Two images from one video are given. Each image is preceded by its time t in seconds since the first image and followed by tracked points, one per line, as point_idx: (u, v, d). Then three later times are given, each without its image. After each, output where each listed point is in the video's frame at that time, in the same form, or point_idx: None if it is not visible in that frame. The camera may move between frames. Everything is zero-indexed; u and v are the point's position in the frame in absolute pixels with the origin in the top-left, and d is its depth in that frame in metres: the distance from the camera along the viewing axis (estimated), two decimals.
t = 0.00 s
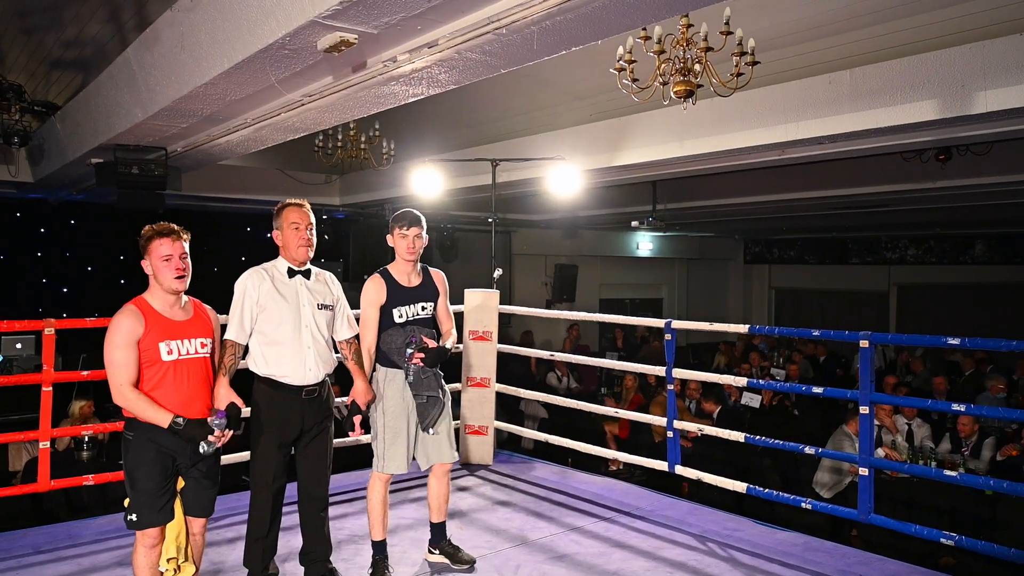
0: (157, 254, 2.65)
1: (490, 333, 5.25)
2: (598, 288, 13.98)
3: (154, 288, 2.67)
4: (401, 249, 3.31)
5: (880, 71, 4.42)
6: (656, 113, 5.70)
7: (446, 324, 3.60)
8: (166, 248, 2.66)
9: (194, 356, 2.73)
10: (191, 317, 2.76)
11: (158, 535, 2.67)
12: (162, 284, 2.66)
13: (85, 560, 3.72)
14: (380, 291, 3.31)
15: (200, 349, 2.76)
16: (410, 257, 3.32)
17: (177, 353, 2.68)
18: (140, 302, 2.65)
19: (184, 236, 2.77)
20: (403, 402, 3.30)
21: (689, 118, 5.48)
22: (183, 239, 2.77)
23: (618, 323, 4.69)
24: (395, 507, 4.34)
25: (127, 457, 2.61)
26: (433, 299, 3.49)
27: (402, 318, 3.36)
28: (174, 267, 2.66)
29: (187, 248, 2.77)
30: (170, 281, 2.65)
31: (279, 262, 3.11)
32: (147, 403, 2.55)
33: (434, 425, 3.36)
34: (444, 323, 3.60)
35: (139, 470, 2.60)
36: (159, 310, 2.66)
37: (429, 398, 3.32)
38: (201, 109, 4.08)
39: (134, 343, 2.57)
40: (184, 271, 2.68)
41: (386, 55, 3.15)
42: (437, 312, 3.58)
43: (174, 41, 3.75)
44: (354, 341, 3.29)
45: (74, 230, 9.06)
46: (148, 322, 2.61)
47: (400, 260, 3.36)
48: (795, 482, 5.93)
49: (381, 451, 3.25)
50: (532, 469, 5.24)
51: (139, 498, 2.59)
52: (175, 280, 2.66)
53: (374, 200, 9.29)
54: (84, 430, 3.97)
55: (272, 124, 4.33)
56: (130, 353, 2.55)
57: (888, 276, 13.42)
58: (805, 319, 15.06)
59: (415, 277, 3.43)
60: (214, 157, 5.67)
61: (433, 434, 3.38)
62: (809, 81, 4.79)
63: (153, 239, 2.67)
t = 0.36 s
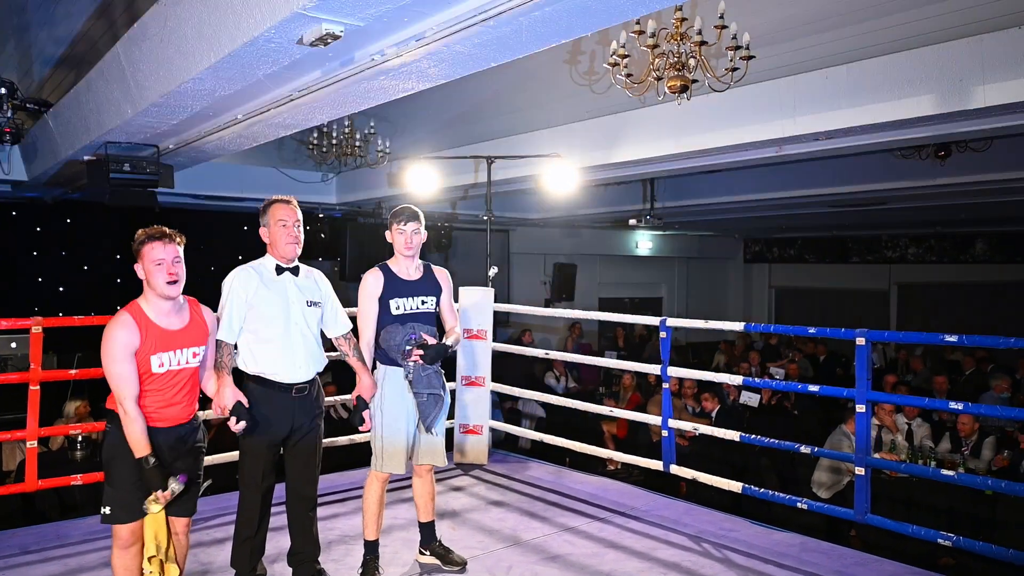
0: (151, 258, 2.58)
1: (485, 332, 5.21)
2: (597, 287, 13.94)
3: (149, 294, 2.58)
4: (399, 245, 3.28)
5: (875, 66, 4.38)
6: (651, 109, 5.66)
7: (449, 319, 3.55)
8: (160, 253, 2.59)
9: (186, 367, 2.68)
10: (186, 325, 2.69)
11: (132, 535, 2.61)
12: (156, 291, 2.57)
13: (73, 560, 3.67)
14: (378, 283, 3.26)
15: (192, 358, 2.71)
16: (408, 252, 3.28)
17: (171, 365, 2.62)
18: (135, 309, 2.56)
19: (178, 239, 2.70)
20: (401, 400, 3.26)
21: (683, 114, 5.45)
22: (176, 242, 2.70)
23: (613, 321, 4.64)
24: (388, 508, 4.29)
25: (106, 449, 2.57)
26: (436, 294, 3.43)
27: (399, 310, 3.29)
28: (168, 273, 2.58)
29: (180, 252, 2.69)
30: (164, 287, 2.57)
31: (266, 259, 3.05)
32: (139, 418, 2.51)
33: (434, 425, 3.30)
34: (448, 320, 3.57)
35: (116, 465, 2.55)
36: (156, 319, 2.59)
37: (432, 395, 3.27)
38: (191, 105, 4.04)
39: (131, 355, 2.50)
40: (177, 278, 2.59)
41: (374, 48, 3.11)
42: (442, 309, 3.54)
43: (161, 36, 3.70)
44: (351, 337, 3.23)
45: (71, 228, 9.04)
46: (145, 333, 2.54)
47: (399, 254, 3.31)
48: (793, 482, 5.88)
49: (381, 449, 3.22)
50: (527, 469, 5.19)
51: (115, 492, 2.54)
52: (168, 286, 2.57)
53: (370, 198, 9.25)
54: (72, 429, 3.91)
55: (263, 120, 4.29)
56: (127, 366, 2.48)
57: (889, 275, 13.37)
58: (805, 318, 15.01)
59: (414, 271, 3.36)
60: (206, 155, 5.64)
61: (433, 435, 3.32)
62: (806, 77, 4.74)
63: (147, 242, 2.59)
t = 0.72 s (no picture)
0: (140, 281, 2.50)
1: (481, 332, 5.18)
2: (598, 287, 13.91)
3: (136, 314, 2.51)
4: (399, 245, 3.24)
5: (873, 63, 4.34)
6: (648, 107, 5.64)
7: (446, 321, 3.48)
8: (149, 276, 2.50)
9: (174, 381, 2.63)
10: (174, 340, 2.63)
11: (119, 533, 2.58)
12: (144, 312, 2.50)
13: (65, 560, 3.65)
14: (373, 282, 3.24)
15: (180, 372, 2.66)
16: (408, 253, 3.24)
17: (158, 382, 2.57)
18: (121, 327, 2.50)
19: (169, 259, 2.60)
20: (396, 400, 3.22)
21: (680, 111, 5.42)
22: (168, 262, 2.61)
23: (610, 320, 4.60)
24: (383, 509, 4.26)
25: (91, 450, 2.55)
26: (435, 294, 3.37)
27: (394, 310, 3.26)
28: (155, 298, 2.50)
29: (172, 272, 2.61)
30: (151, 312, 2.50)
31: (259, 258, 3.02)
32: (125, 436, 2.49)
33: (428, 426, 3.25)
34: (445, 321, 3.50)
35: (101, 463, 2.54)
36: (142, 336, 2.53)
37: (425, 396, 3.22)
38: (184, 103, 4.02)
39: (116, 374, 2.45)
40: (166, 303, 2.51)
41: (365, 45, 3.09)
42: (440, 309, 3.47)
43: (154, 33, 3.68)
44: (339, 338, 3.20)
45: (71, 228, 9.02)
46: (130, 351, 2.49)
47: (397, 254, 3.27)
48: (793, 482, 5.84)
49: (374, 450, 3.20)
50: (524, 469, 5.16)
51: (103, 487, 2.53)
52: (155, 311, 2.50)
53: (369, 198, 9.24)
54: (66, 428, 3.87)
55: (257, 118, 4.27)
56: (111, 386, 2.44)
57: (891, 275, 13.32)
58: (806, 318, 14.97)
59: (412, 269, 3.33)
60: (203, 154, 5.62)
61: (427, 435, 3.28)
62: (805, 74, 4.70)
63: (137, 262, 2.51)
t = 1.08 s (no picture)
0: (163, 266, 2.55)
1: (510, 331, 5.15)
2: (628, 287, 13.81)
3: (159, 302, 2.55)
4: (429, 242, 3.23)
5: (912, 57, 4.22)
6: (678, 104, 5.57)
7: (470, 318, 3.47)
8: (171, 260, 2.55)
9: (200, 370, 2.65)
10: (198, 328, 2.66)
11: (161, 527, 2.60)
12: (168, 298, 2.54)
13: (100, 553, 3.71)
14: (401, 281, 3.22)
15: (206, 360, 2.68)
16: (438, 250, 3.23)
17: (185, 371, 2.60)
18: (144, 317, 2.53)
19: (188, 245, 2.66)
20: (425, 398, 3.21)
21: (712, 108, 5.35)
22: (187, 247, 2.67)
23: (640, 319, 4.53)
24: (411, 507, 4.26)
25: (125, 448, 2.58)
26: (461, 292, 3.37)
27: (423, 309, 3.25)
28: (179, 280, 2.53)
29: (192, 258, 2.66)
30: (175, 296, 2.53)
31: (287, 256, 3.04)
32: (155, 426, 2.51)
33: (457, 425, 3.24)
34: (470, 320, 3.49)
35: (135, 461, 2.56)
36: (166, 326, 2.56)
37: (454, 396, 3.22)
38: (216, 104, 4.06)
39: (142, 366, 2.48)
40: (189, 284, 2.55)
41: (393, 43, 3.09)
42: (464, 309, 3.46)
43: (186, 34, 3.73)
44: (369, 336, 3.22)
45: (109, 227, 9.19)
46: (155, 342, 2.51)
47: (426, 252, 3.27)
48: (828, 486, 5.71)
49: (402, 449, 3.19)
50: (552, 469, 5.11)
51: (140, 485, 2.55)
52: (179, 294, 2.53)
53: (399, 197, 9.29)
54: (102, 424, 3.91)
55: (287, 118, 4.31)
56: (137, 378, 2.47)
57: (931, 275, 13.01)
58: (842, 319, 14.68)
59: (439, 268, 3.32)
60: (235, 154, 5.69)
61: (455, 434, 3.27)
62: (841, 68, 4.60)
63: (156, 247, 2.56)
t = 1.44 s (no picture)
0: (201, 249, 2.62)
1: (542, 331, 5.14)
2: (662, 287, 13.68)
3: (195, 285, 2.64)
4: (459, 240, 3.22)
5: (957, 50, 4.10)
6: (713, 101, 5.50)
7: (500, 319, 3.44)
8: (210, 244, 2.62)
9: (228, 359, 2.68)
10: (231, 316, 2.71)
11: (197, 523, 2.64)
12: (204, 282, 2.61)
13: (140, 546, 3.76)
14: (432, 282, 3.23)
15: (237, 351, 2.71)
16: (468, 249, 3.22)
17: (211, 356, 2.64)
18: (179, 299, 2.63)
19: (228, 232, 2.73)
20: (456, 399, 3.21)
21: (748, 105, 5.26)
22: (227, 235, 2.73)
23: (674, 319, 4.46)
24: (443, 506, 4.26)
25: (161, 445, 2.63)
26: (491, 293, 3.35)
27: (453, 310, 3.25)
28: (217, 264, 2.61)
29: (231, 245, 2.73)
30: (212, 279, 2.60)
31: (321, 255, 3.05)
32: (165, 407, 2.55)
33: (489, 426, 3.23)
34: (500, 320, 3.47)
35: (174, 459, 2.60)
36: (198, 309, 2.63)
37: (486, 395, 3.20)
38: (251, 105, 4.12)
39: (166, 343, 2.56)
40: (226, 268, 2.63)
41: (425, 42, 3.09)
42: (493, 308, 3.43)
43: (222, 36, 3.78)
44: (399, 336, 3.22)
45: (150, 228, 9.34)
46: (182, 322, 2.58)
47: (456, 252, 3.26)
48: (868, 491, 5.57)
49: (433, 448, 3.20)
50: (584, 470, 5.08)
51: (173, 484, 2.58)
52: (216, 277, 2.60)
53: (432, 197, 9.33)
54: (141, 420, 3.96)
55: (321, 119, 4.35)
56: (159, 354, 2.54)
57: (975, 276, 12.65)
58: (883, 320, 14.35)
59: (469, 269, 3.31)
60: (271, 156, 5.77)
61: (487, 434, 3.26)
62: (882, 63, 4.47)
63: (197, 233, 2.64)
